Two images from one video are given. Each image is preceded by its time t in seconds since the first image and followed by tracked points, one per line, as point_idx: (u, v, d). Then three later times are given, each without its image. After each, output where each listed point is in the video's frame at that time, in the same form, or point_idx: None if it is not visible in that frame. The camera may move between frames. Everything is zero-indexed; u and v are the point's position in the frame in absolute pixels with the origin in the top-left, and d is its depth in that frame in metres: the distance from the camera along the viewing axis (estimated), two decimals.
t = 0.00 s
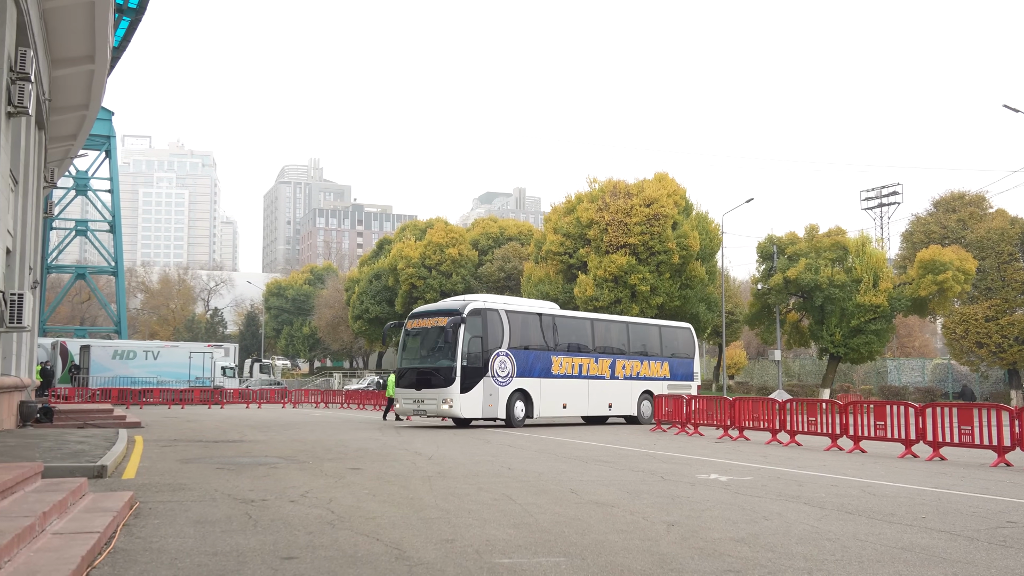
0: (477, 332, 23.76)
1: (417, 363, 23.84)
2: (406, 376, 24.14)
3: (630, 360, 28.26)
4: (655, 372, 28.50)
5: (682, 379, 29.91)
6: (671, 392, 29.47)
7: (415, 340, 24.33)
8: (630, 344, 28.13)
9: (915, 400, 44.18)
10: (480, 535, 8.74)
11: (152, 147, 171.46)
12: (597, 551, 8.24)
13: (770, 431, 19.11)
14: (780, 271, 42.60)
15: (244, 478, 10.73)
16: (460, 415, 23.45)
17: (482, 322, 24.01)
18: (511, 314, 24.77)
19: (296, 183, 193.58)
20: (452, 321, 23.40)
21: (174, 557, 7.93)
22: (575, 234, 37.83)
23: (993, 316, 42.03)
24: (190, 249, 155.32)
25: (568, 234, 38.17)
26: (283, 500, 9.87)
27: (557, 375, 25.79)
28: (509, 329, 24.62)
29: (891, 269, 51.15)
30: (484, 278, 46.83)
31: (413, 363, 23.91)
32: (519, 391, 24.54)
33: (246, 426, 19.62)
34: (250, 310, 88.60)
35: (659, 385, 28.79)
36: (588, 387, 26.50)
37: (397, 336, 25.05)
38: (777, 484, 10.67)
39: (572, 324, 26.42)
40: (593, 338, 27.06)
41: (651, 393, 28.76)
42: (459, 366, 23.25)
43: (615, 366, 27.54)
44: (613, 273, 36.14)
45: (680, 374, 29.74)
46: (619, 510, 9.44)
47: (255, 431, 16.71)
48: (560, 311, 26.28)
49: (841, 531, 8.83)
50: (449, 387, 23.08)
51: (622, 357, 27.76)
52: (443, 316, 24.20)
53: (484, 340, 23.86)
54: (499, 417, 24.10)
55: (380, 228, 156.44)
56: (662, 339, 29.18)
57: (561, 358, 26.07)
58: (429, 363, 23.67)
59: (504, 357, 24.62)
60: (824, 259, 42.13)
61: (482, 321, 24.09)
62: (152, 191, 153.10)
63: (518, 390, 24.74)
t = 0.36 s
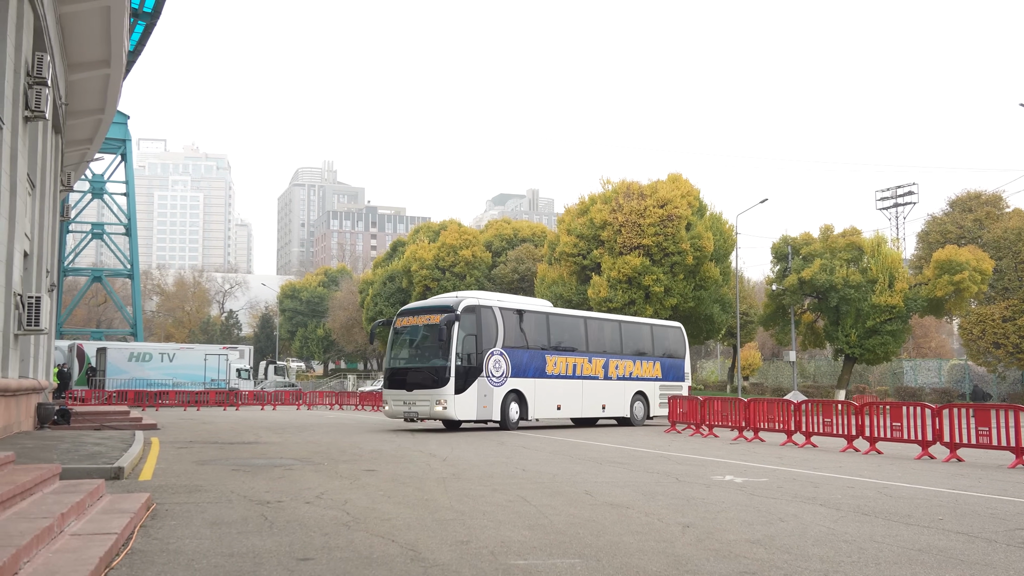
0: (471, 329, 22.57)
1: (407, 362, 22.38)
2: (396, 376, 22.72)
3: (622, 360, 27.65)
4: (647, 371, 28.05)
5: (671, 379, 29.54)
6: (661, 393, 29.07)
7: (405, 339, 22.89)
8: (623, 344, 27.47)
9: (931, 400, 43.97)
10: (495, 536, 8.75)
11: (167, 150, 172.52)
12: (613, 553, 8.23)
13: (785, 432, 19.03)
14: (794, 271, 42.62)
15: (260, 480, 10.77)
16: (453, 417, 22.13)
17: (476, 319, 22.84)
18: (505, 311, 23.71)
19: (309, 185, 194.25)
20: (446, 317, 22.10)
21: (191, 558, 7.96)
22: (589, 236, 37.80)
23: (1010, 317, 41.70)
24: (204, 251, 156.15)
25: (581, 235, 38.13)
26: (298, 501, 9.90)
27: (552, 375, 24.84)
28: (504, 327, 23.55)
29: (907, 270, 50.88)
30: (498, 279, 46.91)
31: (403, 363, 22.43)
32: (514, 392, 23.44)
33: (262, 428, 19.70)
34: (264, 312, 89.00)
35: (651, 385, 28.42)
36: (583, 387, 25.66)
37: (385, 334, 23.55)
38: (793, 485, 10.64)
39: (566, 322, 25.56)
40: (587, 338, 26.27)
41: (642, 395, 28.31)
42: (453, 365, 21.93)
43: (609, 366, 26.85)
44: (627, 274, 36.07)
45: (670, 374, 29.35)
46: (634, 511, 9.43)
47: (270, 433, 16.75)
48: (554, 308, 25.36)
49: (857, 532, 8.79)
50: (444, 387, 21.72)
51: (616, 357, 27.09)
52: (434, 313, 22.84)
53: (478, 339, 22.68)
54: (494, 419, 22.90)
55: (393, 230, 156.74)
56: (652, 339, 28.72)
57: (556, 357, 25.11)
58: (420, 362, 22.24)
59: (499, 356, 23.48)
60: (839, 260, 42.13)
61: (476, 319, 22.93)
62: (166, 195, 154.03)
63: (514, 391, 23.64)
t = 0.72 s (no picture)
0: (465, 326, 21.93)
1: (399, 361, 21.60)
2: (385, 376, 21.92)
3: (614, 359, 27.36)
4: (638, 370, 27.79)
5: (661, 378, 29.30)
6: (652, 393, 28.84)
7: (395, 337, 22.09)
8: (615, 343, 27.12)
9: (946, 399, 43.71)
10: (508, 536, 8.76)
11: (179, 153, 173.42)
12: (626, 553, 8.23)
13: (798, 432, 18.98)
14: (808, 271, 42.52)
15: (274, 480, 10.81)
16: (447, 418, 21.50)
17: (470, 316, 22.19)
18: (500, 308, 23.10)
19: (321, 186, 194.62)
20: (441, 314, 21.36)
21: (206, 558, 8.00)
22: (601, 236, 37.75)
23: None
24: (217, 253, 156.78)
25: (593, 235, 38.07)
26: (312, 502, 9.94)
27: (545, 374, 24.38)
28: (499, 323, 22.96)
29: (921, 269, 50.60)
30: (510, 280, 46.91)
31: (395, 362, 21.64)
32: (509, 392, 23.03)
33: (275, 428, 19.79)
34: (277, 314, 89.31)
35: (643, 385, 28.17)
36: (576, 386, 25.27)
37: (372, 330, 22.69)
38: (806, 485, 10.61)
39: (559, 319, 25.07)
40: (580, 335, 25.83)
41: (634, 395, 28.05)
42: (448, 364, 21.26)
43: (601, 365, 26.51)
44: (639, 274, 36.01)
45: (660, 373, 29.15)
46: (647, 511, 9.42)
47: (284, 434, 16.81)
48: (547, 304, 24.84)
49: (872, 532, 8.76)
50: (439, 387, 21.04)
51: (608, 356, 26.77)
52: (426, 309, 22.09)
53: (474, 336, 22.09)
54: (489, 420, 22.35)
55: (405, 230, 156.88)
56: (643, 338, 28.50)
57: (549, 355, 24.62)
58: (413, 361, 21.50)
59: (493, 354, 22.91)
60: (852, 259, 42.03)
61: (470, 315, 22.27)
62: (179, 197, 154.71)
63: (508, 391, 23.14)
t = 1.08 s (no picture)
0: (463, 323, 20.97)
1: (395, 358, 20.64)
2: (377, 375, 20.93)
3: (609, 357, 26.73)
4: (631, 368, 27.29)
5: (652, 375, 28.85)
6: (644, 391, 28.38)
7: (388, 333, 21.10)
8: (608, 340, 26.50)
9: (961, 397, 43.48)
10: (521, 535, 8.76)
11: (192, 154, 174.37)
12: (640, 552, 8.22)
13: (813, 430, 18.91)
14: (821, 268, 42.47)
15: (287, 480, 10.84)
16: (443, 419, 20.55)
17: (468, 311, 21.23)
18: (497, 303, 22.23)
19: (332, 186, 195.10)
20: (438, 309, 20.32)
21: (221, 557, 8.05)
22: (613, 234, 37.69)
23: None
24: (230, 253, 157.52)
25: (605, 234, 38.02)
26: (326, 501, 9.97)
27: (542, 373, 23.62)
28: (496, 320, 22.09)
29: (935, 266, 50.35)
30: (522, 278, 46.97)
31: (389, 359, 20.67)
32: (506, 392, 22.35)
33: (288, 428, 19.87)
34: (290, 314, 89.70)
35: (635, 383, 27.68)
36: (571, 385, 24.60)
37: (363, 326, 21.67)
38: (821, 483, 10.58)
39: (554, 315, 24.30)
40: (574, 332, 25.13)
41: (626, 394, 27.55)
42: (446, 362, 20.30)
43: (595, 363, 25.89)
44: (651, 272, 35.95)
45: (651, 370, 28.70)
46: (660, 510, 9.41)
47: (297, 434, 16.87)
48: (543, 299, 24.04)
49: (887, 531, 8.72)
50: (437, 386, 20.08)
51: (601, 354, 26.18)
52: (421, 304, 21.05)
53: (470, 334, 21.16)
54: (486, 421, 21.48)
55: (417, 230, 157.13)
56: (635, 336, 27.97)
57: (546, 353, 23.87)
58: (409, 359, 20.53)
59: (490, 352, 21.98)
60: (866, 256, 41.91)
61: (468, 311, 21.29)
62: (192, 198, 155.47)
63: (505, 391, 22.35)
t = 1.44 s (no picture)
0: (461, 318, 20.75)
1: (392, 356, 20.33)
2: (371, 374, 20.53)
3: (604, 353, 26.67)
4: (625, 364, 27.25)
5: (644, 372, 28.84)
6: (636, 388, 28.39)
7: (382, 329, 20.75)
8: (603, 336, 26.41)
9: (977, 392, 43.24)
10: (535, 532, 8.78)
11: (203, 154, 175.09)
12: (653, 549, 8.21)
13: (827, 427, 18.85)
14: (835, 264, 42.30)
15: (301, 479, 10.87)
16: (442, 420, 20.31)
17: (467, 305, 21.02)
18: (495, 297, 22.09)
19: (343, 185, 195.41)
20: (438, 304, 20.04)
21: (237, 555, 8.09)
22: (625, 231, 37.60)
23: None
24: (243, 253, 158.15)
25: (617, 231, 37.90)
26: (340, 499, 10.01)
27: (539, 369, 23.57)
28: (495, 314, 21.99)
29: (950, 260, 50.12)
30: (534, 275, 46.99)
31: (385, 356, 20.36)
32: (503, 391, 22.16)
33: (302, 427, 19.99)
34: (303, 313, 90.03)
35: (628, 379, 27.66)
36: (567, 382, 24.55)
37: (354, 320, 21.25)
38: (835, 480, 10.55)
39: (551, 310, 24.19)
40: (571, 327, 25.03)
41: (620, 391, 27.55)
42: (445, 359, 20.08)
43: (591, 359, 25.85)
44: (664, 269, 35.88)
45: (643, 367, 28.68)
46: (674, 507, 9.40)
47: (311, 432, 16.95)
48: (539, 292, 23.93)
49: (902, 527, 8.68)
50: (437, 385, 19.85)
51: (597, 350, 26.12)
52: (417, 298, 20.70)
53: (469, 329, 20.96)
54: (485, 421, 21.27)
55: (429, 227, 157.29)
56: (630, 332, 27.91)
57: (542, 349, 23.82)
58: (405, 356, 20.24)
59: (489, 348, 21.79)
60: (879, 251, 41.83)
61: (467, 305, 21.07)
62: (205, 198, 156.12)
63: (503, 389, 22.22)
